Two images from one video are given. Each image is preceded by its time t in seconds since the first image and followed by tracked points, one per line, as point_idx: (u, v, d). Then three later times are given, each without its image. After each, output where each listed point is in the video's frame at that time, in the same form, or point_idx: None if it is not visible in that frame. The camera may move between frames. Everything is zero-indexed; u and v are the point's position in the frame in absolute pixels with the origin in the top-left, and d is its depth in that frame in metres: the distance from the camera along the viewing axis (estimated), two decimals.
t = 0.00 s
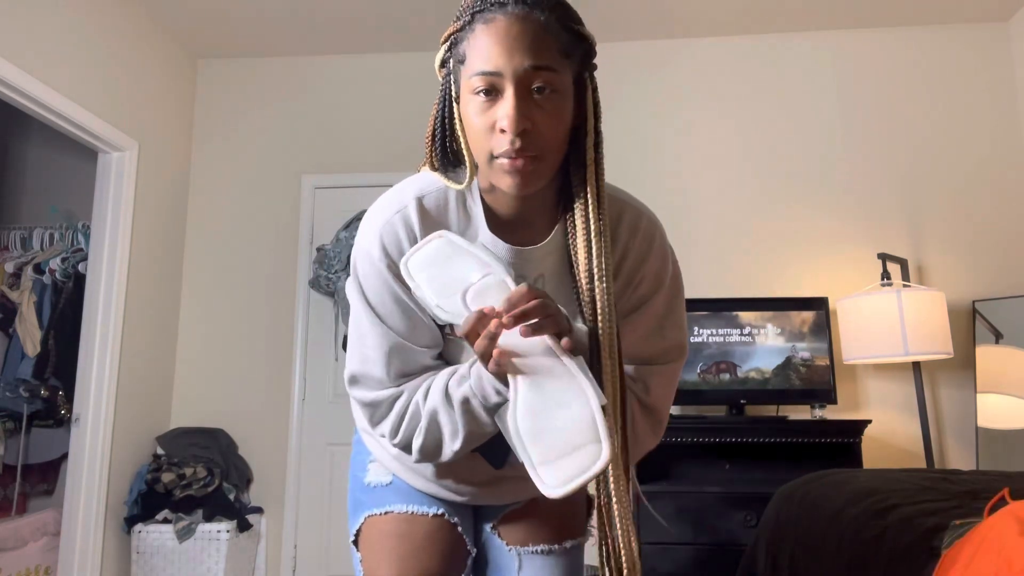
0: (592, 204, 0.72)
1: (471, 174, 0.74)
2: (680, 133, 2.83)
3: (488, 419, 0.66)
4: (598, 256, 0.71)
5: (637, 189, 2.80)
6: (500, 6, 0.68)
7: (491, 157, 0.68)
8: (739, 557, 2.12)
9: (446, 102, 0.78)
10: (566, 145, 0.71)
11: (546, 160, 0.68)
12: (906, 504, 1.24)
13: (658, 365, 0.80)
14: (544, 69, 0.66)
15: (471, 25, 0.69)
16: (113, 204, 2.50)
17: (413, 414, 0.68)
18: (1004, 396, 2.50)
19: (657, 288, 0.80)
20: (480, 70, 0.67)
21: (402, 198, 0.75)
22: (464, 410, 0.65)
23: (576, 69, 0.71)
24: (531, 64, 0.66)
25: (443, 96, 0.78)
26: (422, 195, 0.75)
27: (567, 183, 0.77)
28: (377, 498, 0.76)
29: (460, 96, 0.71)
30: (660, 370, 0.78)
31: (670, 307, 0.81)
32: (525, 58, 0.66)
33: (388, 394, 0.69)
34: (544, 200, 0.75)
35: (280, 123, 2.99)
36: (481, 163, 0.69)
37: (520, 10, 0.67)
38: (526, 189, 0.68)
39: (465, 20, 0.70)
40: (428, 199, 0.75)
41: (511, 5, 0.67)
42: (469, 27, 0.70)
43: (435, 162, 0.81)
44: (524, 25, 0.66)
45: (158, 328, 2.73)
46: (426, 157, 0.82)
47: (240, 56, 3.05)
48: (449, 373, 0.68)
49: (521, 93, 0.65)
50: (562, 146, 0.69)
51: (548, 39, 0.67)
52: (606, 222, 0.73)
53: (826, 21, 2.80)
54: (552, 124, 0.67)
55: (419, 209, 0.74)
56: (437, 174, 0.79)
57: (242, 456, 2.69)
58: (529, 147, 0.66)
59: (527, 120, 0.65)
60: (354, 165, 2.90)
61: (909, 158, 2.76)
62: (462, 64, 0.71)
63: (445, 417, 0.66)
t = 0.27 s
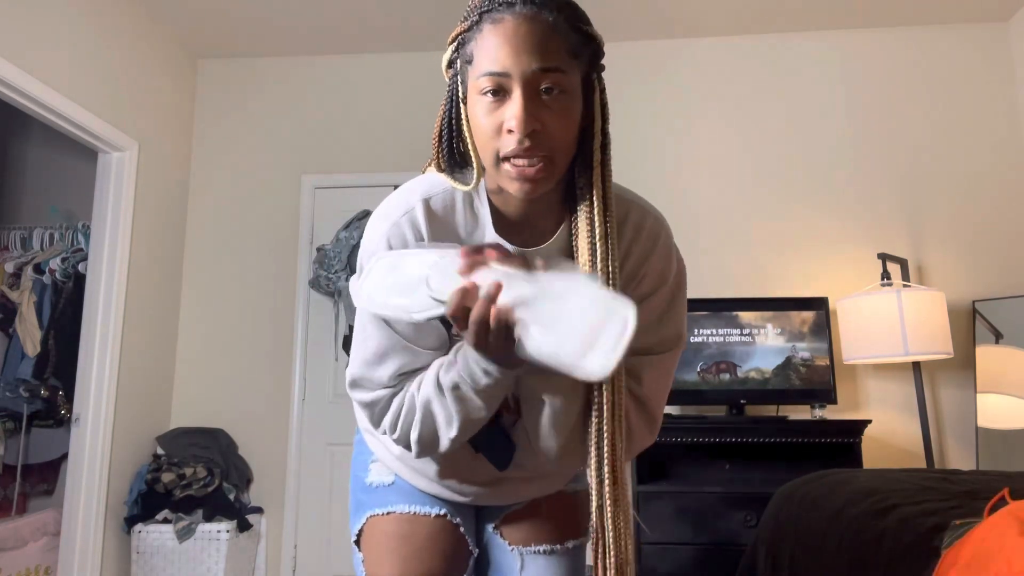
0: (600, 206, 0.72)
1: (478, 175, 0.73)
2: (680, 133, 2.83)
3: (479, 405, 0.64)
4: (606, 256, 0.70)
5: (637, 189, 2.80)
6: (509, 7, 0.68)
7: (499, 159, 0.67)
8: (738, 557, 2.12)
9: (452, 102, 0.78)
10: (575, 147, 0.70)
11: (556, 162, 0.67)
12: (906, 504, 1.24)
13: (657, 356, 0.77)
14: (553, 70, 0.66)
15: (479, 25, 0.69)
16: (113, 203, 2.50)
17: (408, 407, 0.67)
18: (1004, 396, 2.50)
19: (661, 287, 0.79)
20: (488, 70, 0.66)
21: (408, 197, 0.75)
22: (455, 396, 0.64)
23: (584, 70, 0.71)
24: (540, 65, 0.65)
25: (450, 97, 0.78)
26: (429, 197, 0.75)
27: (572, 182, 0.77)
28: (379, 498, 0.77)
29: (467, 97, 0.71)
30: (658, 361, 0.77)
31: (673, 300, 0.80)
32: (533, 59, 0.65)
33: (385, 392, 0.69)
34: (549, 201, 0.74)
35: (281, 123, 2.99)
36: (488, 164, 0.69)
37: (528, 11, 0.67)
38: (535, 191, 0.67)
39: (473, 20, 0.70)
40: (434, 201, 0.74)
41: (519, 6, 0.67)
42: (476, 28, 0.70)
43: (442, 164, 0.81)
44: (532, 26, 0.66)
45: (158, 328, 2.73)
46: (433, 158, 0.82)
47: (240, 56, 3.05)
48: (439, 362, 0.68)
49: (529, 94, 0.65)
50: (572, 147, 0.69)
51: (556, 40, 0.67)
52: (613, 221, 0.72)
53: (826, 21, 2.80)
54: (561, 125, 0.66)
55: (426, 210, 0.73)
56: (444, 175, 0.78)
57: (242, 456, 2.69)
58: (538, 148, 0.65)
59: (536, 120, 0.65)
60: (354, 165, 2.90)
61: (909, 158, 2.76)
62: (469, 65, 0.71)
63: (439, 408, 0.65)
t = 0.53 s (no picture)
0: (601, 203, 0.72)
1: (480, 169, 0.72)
2: (680, 133, 2.83)
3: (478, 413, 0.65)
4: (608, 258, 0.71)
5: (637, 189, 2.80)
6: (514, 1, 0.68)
7: (497, 150, 0.67)
8: (739, 558, 2.12)
9: (456, 93, 0.78)
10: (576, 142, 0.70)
11: (552, 158, 0.66)
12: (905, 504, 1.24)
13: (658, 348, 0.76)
14: (555, 64, 0.66)
15: (485, 17, 0.69)
16: (113, 203, 2.50)
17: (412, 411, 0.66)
18: (1004, 396, 2.50)
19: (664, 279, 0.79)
20: (490, 62, 0.66)
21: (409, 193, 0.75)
22: (461, 412, 0.65)
23: (589, 66, 0.70)
24: (542, 59, 0.65)
25: (455, 87, 0.78)
26: (431, 190, 0.75)
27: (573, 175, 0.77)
28: (383, 498, 0.76)
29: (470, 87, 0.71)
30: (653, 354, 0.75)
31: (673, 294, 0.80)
32: (535, 53, 0.65)
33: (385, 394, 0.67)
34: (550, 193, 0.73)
35: (280, 123, 2.99)
36: (487, 155, 0.68)
37: (534, 5, 0.67)
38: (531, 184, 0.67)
39: (479, 12, 0.70)
40: (436, 194, 0.75)
41: None
42: (482, 20, 0.70)
43: (444, 156, 0.80)
44: (538, 20, 0.66)
45: (158, 328, 2.73)
46: (435, 152, 0.82)
47: (240, 56, 3.06)
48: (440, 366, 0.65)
49: (529, 86, 0.65)
50: (571, 144, 0.68)
51: (560, 34, 0.66)
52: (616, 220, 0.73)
53: (826, 21, 2.80)
54: (561, 118, 0.66)
55: (429, 203, 0.74)
56: (445, 168, 0.78)
57: (242, 456, 2.69)
58: (536, 142, 0.64)
59: (535, 113, 0.64)
60: (354, 165, 2.90)
61: (910, 158, 2.76)
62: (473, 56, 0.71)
63: (440, 418, 0.65)
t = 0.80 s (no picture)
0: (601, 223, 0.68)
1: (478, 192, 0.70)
2: (680, 133, 2.83)
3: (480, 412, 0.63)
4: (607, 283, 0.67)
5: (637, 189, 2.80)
6: (505, 20, 0.63)
7: (484, 178, 0.64)
8: (739, 558, 2.12)
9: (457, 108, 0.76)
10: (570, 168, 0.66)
11: (541, 188, 0.63)
12: (905, 504, 1.25)
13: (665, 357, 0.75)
14: (543, 91, 0.61)
15: (476, 36, 0.65)
16: (113, 203, 2.50)
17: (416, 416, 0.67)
18: (1004, 396, 2.50)
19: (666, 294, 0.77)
20: (477, 87, 0.62)
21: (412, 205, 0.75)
22: (460, 407, 0.63)
23: (584, 89, 0.66)
24: (529, 86, 0.61)
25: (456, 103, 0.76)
26: (433, 205, 0.74)
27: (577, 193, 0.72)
28: (385, 498, 0.76)
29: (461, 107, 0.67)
30: (659, 365, 0.74)
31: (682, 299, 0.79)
32: (523, 79, 0.61)
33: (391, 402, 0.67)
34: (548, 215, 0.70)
35: (280, 123, 2.99)
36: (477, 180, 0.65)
37: (523, 26, 0.62)
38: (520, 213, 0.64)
39: (473, 29, 0.66)
40: (438, 209, 0.73)
41: (514, 19, 0.62)
42: (474, 38, 0.66)
43: (444, 166, 0.79)
44: (527, 42, 0.61)
45: (158, 328, 2.73)
46: (434, 164, 0.80)
47: (240, 56, 3.06)
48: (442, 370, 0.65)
49: (516, 114, 0.61)
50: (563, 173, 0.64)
51: (552, 58, 0.62)
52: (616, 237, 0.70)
53: (826, 21, 2.80)
54: (550, 149, 0.61)
55: (430, 218, 0.72)
56: (446, 181, 0.76)
57: (242, 456, 2.69)
58: (522, 173, 0.61)
59: (522, 143, 0.60)
60: (354, 165, 2.90)
61: (910, 158, 2.76)
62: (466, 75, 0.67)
63: (445, 420, 0.64)
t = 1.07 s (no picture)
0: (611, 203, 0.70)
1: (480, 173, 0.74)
2: (680, 134, 2.83)
3: (483, 387, 0.65)
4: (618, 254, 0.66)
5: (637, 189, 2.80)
6: (510, 5, 0.68)
7: (489, 159, 0.68)
8: (739, 558, 2.12)
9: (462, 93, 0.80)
10: (574, 148, 0.70)
11: (542, 165, 0.67)
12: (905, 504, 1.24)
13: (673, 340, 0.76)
14: (546, 74, 0.66)
15: (483, 20, 0.70)
16: (113, 204, 2.50)
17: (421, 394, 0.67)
18: (1004, 396, 2.50)
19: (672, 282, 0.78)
20: (484, 70, 0.67)
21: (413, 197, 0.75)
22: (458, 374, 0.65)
23: (587, 71, 0.70)
24: (534, 69, 0.65)
25: (460, 87, 0.80)
26: (438, 192, 0.75)
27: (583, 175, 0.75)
28: (388, 498, 0.76)
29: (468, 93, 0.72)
30: (663, 348, 0.74)
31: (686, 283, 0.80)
32: (527, 63, 0.65)
33: (396, 387, 0.69)
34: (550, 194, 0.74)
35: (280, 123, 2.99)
36: (482, 159, 0.70)
37: (528, 10, 0.66)
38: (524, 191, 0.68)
39: (479, 14, 0.71)
40: (443, 196, 0.75)
41: (520, 4, 0.67)
42: (480, 23, 0.70)
43: (447, 153, 0.82)
44: (532, 26, 0.66)
45: (158, 328, 2.73)
46: (441, 149, 0.83)
47: (240, 56, 3.06)
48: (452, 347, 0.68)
49: (520, 95, 0.65)
50: (567, 151, 0.68)
51: (555, 42, 0.66)
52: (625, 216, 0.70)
53: (826, 21, 2.80)
54: (553, 128, 0.66)
55: (435, 204, 0.73)
56: (452, 171, 0.79)
57: (242, 456, 2.69)
58: (524, 151, 0.65)
59: (524, 123, 0.65)
60: (354, 165, 2.90)
61: (910, 157, 2.76)
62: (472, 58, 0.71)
63: (449, 391, 0.66)
